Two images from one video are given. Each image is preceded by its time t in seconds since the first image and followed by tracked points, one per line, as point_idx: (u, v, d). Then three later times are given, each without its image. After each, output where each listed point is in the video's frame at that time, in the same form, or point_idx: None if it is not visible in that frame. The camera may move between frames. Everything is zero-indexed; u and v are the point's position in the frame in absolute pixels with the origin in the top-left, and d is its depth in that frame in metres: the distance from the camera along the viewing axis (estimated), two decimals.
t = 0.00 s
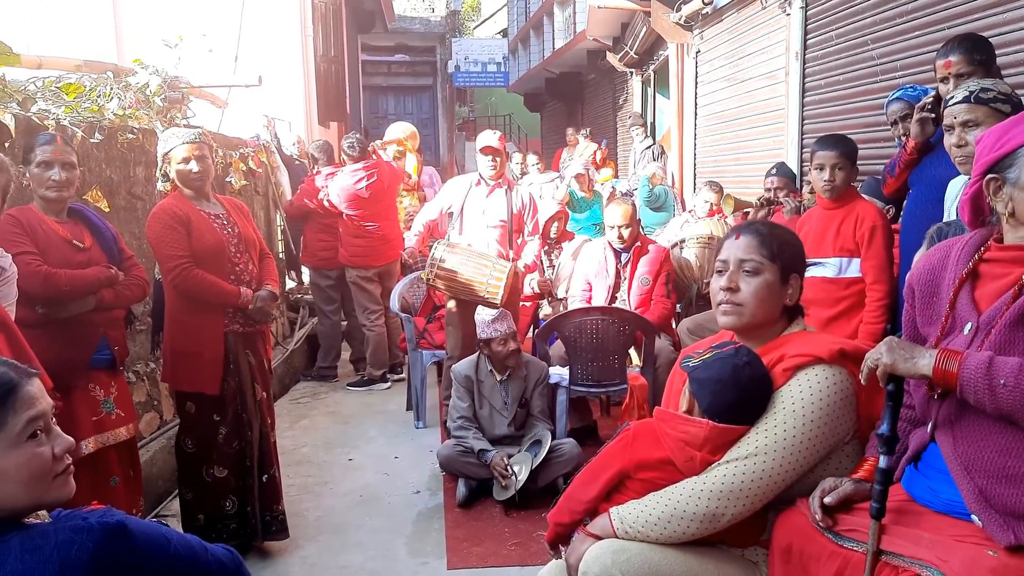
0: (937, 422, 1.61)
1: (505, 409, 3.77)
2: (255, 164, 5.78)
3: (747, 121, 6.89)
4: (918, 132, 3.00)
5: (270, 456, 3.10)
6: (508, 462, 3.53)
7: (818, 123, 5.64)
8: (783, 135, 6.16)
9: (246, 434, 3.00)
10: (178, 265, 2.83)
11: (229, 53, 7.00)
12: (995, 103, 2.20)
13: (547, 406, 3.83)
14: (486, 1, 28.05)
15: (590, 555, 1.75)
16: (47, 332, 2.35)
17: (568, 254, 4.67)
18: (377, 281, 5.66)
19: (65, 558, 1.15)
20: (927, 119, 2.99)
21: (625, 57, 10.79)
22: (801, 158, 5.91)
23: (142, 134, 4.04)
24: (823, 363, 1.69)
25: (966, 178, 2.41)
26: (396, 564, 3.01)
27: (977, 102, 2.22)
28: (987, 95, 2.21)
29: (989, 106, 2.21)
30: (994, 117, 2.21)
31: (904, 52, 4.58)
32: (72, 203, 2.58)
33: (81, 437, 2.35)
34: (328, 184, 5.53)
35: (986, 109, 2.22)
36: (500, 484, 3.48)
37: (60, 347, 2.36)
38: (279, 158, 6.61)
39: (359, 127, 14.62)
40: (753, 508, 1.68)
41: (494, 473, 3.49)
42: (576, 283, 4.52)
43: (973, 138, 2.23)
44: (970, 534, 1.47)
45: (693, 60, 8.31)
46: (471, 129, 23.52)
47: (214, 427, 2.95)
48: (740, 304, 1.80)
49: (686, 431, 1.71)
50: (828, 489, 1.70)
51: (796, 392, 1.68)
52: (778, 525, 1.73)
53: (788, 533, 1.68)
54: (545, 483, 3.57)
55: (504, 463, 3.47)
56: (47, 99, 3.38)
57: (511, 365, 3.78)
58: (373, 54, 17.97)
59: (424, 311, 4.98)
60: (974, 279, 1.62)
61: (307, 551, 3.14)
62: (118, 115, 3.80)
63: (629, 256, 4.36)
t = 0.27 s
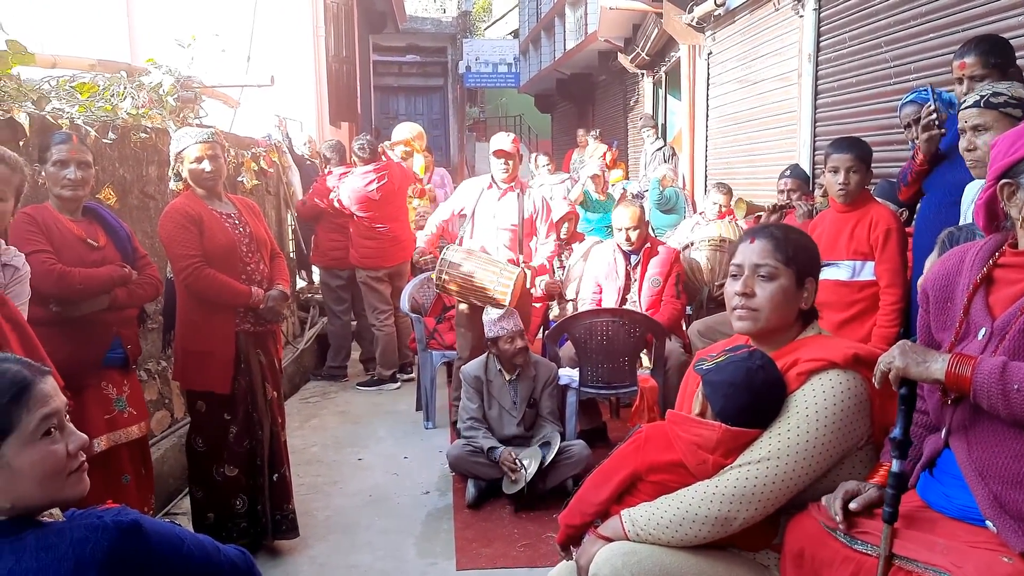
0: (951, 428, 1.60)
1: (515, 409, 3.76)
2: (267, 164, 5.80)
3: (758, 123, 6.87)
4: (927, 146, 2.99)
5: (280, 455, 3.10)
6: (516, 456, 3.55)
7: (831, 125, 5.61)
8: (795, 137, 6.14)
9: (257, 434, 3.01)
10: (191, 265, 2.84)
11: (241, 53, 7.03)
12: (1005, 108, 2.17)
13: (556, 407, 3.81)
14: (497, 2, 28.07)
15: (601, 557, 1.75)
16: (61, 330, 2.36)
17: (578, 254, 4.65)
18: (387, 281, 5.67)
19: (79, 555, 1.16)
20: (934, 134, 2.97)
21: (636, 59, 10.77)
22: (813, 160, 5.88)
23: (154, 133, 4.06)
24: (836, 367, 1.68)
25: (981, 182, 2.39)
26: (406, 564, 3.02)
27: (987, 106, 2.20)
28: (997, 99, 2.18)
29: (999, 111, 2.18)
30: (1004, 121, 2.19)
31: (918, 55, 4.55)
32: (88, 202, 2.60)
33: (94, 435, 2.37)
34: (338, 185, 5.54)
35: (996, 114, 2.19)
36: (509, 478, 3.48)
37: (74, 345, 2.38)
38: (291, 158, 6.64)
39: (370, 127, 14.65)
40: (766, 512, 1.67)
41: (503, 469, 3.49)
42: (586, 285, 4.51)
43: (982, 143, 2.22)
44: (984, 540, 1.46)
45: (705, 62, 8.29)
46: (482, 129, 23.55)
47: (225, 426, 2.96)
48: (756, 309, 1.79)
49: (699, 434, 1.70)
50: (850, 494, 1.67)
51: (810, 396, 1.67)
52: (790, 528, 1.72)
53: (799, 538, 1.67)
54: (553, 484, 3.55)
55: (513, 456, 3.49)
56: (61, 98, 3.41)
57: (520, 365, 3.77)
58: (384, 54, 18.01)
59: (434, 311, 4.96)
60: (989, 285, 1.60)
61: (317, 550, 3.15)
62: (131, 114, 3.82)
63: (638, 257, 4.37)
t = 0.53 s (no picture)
0: (963, 433, 1.58)
1: (522, 408, 3.77)
2: (278, 164, 5.82)
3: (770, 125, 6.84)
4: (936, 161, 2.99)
5: (289, 453, 3.10)
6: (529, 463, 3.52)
7: (843, 128, 5.58)
8: (807, 139, 6.11)
9: (266, 432, 3.01)
10: (202, 264, 2.85)
11: (253, 53, 7.06)
12: (1012, 112, 2.15)
13: (564, 406, 3.81)
14: (508, 2, 28.09)
15: (610, 560, 1.74)
16: (74, 329, 2.37)
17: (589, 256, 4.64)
18: (397, 281, 5.67)
19: (91, 553, 1.16)
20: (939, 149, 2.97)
21: (647, 60, 10.75)
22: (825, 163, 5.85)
23: (167, 132, 4.09)
24: (847, 370, 1.67)
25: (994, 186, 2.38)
26: (414, 564, 3.02)
27: (995, 110, 2.18)
28: (1006, 103, 2.16)
29: (1007, 114, 2.15)
30: (1012, 125, 2.15)
31: (932, 57, 4.51)
32: (101, 201, 2.62)
33: (105, 433, 2.38)
34: (348, 186, 5.55)
35: (1003, 117, 2.17)
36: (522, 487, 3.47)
37: (86, 344, 2.39)
38: (302, 158, 6.66)
39: (381, 128, 14.68)
40: (775, 515, 1.66)
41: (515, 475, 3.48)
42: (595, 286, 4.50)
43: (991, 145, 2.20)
44: (998, 546, 1.45)
45: (716, 63, 8.26)
46: (493, 130, 23.56)
47: (235, 424, 2.97)
48: (767, 313, 1.78)
49: (708, 436, 1.69)
50: (854, 503, 1.66)
51: (819, 399, 1.66)
52: (800, 532, 1.71)
53: (809, 542, 1.65)
54: (561, 486, 3.54)
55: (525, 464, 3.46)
56: (74, 97, 3.43)
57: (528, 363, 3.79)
58: (396, 55, 18.05)
59: (444, 312, 4.98)
60: (1002, 290, 1.59)
61: (326, 550, 3.15)
62: (144, 113, 3.84)
63: (649, 258, 4.36)
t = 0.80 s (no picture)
0: (972, 437, 1.57)
1: (530, 409, 3.77)
2: (288, 164, 5.84)
3: (780, 128, 6.81)
4: (947, 169, 2.93)
5: (297, 452, 3.11)
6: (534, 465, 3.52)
7: (854, 130, 5.55)
8: (817, 141, 6.08)
9: (276, 430, 3.03)
10: (211, 262, 2.86)
11: (264, 53, 7.08)
12: None
13: (572, 407, 3.81)
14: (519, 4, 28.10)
15: (617, 562, 1.73)
16: (84, 327, 2.38)
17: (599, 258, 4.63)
18: (405, 281, 5.68)
19: (101, 551, 1.14)
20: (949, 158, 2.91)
21: (658, 62, 10.73)
22: (836, 166, 5.81)
23: (178, 132, 4.10)
24: (857, 375, 1.65)
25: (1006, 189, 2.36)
26: (421, 565, 3.01)
27: (1008, 112, 2.17)
28: (1018, 106, 2.15)
29: (1019, 118, 2.15)
30: None
31: (944, 61, 4.48)
32: (112, 199, 2.63)
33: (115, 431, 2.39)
34: (357, 185, 5.51)
35: (1016, 121, 2.16)
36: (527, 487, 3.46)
37: (96, 342, 2.39)
38: (312, 158, 6.68)
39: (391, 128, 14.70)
40: (784, 519, 1.65)
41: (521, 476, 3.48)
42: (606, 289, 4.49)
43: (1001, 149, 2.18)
44: (1006, 551, 1.43)
45: (727, 65, 8.24)
46: (503, 131, 23.56)
47: (244, 423, 2.97)
48: (776, 316, 1.76)
49: (716, 439, 1.68)
50: (852, 504, 1.65)
51: (829, 403, 1.64)
52: (808, 536, 1.70)
53: (818, 546, 1.64)
54: (570, 486, 3.53)
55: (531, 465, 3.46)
56: (86, 96, 3.45)
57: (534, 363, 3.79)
58: (406, 56, 18.08)
59: (453, 312, 4.95)
60: (1010, 295, 1.58)
61: (333, 549, 3.15)
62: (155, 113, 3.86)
63: (659, 261, 4.33)
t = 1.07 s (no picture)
0: (975, 440, 1.56)
1: (533, 407, 3.76)
2: (294, 163, 5.85)
3: (786, 130, 6.79)
4: (952, 175, 2.92)
5: (303, 450, 3.12)
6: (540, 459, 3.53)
7: (861, 132, 5.53)
8: (824, 143, 6.06)
9: (280, 429, 3.02)
10: (217, 261, 2.86)
11: (271, 52, 7.10)
12: None
13: (574, 404, 3.79)
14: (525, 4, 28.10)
15: (621, 562, 1.73)
16: (91, 325, 2.39)
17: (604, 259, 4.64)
18: (411, 280, 5.68)
19: (106, 549, 1.14)
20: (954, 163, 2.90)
21: (664, 63, 10.72)
22: (843, 168, 5.79)
23: (185, 131, 4.12)
24: (863, 377, 1.64)
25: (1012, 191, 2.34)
26: (425, 564, 3.01)
27: (1015, 114, 2.14)
28: None
29: None
30: None
31: (951, 62, 4.46)
32: (119, 198, 2.63)
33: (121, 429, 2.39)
34: (364, 181, 5.57)
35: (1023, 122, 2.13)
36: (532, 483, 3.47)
37: (101, 340, 2.40)
38: (318, 158, 6.69)
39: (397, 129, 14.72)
40: (789, 521, 1.65)
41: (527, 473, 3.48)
42: (611, 290, 4.48)
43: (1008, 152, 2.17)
44: (1012, 554, 1.42)
45: (733, 66, 8.22)
46: (509, 132, 23.57)
47: (249, 421, 2.98)
48: (786, 318, 1.75)
49: (721, 440, 1.68)
50: (856, 507, 1.64)
51: (834, 405, 1.63)
52: (812, 539, 1.69)
53: (823, 548, 1.63)
54: (575, 487, 3.53)
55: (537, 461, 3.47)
56: (93, 95, 3.47)
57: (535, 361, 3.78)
58: (413, 56, 18.11)
59: (459, 313, 5.01)
60: (1016, 298, 1.56)
61: (337, 549, 3.15)
62: (162, 112, 3.87)
63: (666, 262, 4.33)
